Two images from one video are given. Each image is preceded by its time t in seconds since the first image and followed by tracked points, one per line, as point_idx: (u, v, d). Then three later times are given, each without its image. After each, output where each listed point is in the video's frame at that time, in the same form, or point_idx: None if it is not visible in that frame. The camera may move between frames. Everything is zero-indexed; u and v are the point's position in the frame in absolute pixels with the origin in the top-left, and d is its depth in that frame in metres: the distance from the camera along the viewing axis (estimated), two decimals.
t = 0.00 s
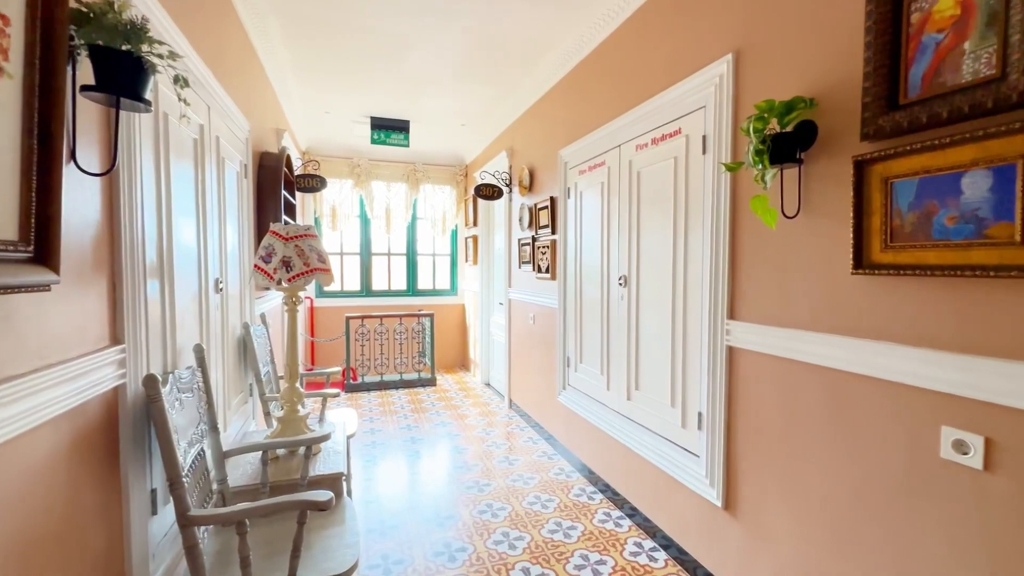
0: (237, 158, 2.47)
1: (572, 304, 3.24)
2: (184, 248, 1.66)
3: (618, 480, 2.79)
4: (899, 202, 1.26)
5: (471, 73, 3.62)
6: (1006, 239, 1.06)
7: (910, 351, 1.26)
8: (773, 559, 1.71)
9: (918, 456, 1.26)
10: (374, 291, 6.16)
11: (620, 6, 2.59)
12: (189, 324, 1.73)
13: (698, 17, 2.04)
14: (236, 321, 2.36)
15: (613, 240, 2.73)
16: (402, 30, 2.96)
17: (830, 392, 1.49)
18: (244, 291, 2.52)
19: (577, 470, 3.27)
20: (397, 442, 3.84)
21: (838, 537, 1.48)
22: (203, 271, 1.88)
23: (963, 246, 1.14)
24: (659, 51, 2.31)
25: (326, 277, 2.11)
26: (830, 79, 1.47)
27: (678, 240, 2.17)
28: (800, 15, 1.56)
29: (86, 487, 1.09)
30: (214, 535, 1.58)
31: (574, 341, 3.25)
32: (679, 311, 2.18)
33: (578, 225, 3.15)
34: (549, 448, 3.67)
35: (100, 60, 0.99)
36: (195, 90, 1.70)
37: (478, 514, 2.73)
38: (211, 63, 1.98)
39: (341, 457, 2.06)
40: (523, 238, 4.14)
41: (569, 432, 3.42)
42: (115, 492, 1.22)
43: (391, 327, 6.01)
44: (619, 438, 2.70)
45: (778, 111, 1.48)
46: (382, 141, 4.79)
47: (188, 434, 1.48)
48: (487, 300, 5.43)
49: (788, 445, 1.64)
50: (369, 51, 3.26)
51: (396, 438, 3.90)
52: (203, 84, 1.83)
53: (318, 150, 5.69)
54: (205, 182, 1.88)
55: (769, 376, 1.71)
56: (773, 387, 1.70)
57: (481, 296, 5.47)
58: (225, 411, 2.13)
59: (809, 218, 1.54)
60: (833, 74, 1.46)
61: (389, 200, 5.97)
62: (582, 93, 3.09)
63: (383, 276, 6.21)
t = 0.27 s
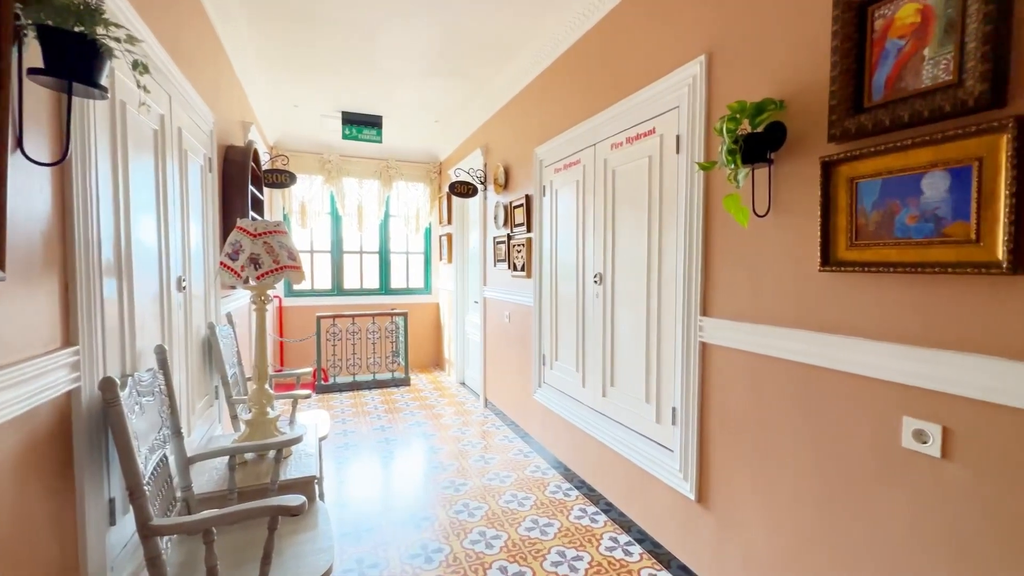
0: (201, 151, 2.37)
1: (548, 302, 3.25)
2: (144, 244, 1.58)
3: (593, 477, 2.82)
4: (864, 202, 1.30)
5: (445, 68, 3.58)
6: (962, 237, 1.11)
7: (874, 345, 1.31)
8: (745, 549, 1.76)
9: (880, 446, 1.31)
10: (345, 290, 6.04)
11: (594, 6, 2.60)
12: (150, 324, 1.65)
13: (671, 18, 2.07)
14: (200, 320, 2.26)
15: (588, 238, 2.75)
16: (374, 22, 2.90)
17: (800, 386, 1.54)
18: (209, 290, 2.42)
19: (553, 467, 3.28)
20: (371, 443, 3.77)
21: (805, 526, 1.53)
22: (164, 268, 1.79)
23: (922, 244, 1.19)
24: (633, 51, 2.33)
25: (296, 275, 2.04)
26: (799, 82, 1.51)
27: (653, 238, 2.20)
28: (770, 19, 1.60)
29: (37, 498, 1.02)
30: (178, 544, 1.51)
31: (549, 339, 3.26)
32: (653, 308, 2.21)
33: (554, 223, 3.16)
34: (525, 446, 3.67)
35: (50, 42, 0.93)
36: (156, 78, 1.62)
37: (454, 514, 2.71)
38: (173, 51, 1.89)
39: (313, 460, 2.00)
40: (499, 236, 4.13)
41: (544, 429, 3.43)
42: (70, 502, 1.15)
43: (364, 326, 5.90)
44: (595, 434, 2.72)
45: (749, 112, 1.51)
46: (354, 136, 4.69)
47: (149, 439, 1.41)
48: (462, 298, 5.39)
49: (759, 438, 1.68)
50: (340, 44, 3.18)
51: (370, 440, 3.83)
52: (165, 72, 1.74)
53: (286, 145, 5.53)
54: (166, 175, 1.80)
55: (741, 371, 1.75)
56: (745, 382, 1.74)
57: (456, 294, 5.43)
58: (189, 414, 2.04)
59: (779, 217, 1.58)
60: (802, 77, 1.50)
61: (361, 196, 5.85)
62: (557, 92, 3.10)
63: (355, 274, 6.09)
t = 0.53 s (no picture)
0: (160, 145, 2.27)
1: (521, 301, 3.26)
2: (96, 240, 1.50)
3: (567, 473, 2.84)
4: (825, 203, 1.36)
5: (417, 64, 3.53)
6: (915, 237, 1.16)
7: (835, 340, 1.36)
8: (713, 540, 1.80)
9: (842, 437, 1.37)
10: (315, 289, 5.89)
11: (567, 5, 2.61)
12: (104, 324, 1.56)
13: (642, 20, 2.10)
14: (160, 321, 2.17)
15: (562, 237, 2.76)
16: (344, 14, 2.83)
17: (765, 381, 1.59)
18: (169, 289, 2.32)
19: (527, 464, 3.29)
20: (342, 445, 3.69)
21: (772, 515, 1.58)
22: (119, 266, 1.70)
23: (879, 243, 1.24)
24: (605, 51, 2.35)
25: (263, 273, 1.98)
26: (765, 86, 1.56)
27: (625, 237, 2.23)
28: (737, 23, 1.64)
29: None
30: (135, 554, 1.44)
31: (523, 337, 3.26)
32: (625, 306, 2.24)
33: (527, 222, 3.17)
34: (499, 444, 3.67)
35: None
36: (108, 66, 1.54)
37: (428, 514, 2.68)
38: (128, 37, 1.80)
39: (281, 463, 1.95)
40: (472, 234, 4.11)
41: (518, 427, 3.43)
42: (16, 514, 1.08)
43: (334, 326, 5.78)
44: (568, 431, 2.74)
45: (718, 114, 1.55)
46: (323, 131, 4.57)
47: (104, 445, 1.34)
48: (435, 297, 5.35)
49: (728, 431, 1.73)
50: (309, 35, 3.09)
51: (340, 441, 3.75)
52: (119, 59, 1.66)
53: (252, 139, 5.35)
54: (122, 168, 1.71)
55: (710, 367, 1.80)
56: (714, 378, 1.78)
57: (429, 293, 5.38)
58: (147, 419, 1.95)
59: (747, 217, 1.63)
60: (768, 81, 1.55)
61: (331, 193, 5.72)
62: (530, 90, 3.10)
63: (324, 272, 5.95)
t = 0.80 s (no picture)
0: (107, 135, 2.15)
1: (490, 299, 3.25)
2: (34, 235, 1.40)
3: (536, 471, 2.85)
4: (782, 204, 1.41)
5: (384, 58, 3.46)
6: (863, 237, 1.22)
7: (791, 336, 1.42)
8: (677, 532, 1.85)
9: (797, 429, 1.43)
10: (278, 288, 5.71)
11: (535, 4, 2.62)
12: (44, 326, 1.47)
13: (609, 22, 2.13)
14: (108, 321, 2.05)
15: (530, 235, 2.77)
16: (307, 4, 2.75)
17: (726, 376, 1.64)
18: (118, 288, 2.20)
19: (496, 463, 3.29)
20: (306, 448, 3.59)
21: (732, 506, 1.63)
22: (62, 264, 1.60)
23: (831, 243, 1.30)
24: (572, 51, 2.37)
25: (220, 272, 1.90)
26: (725, 90, 1.60)
27: (592, 236, 2.25)
28: (700, 28, 1.69)
29: None
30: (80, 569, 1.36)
31: (492, 336, 3.26)
32: (593, 304, 2.27)
33: (496, 220, 3.17)
34: (468, 443, 3.65)
35: None
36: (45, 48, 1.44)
37: (395, 516, 2.64)
38: (70, 20, 1.69)
39: (240, 468, 1.88)
40: (441, 232, 4.07)
41: (488, 426, 3.43)
42: None
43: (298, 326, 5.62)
44: (536, 429, 2.76)
45: (681, 116, 1.59)
46: (286, 125, 4.44)
47: (44, 454, 1.26)
48: (404, 295, 5.27)
49: (691, 426, 1.77)
50: (269, 25, 2.99)
51: (305, 444, 3.65)
52: (59, 43, 1.56)
53: (210, 132, 5.13)
54: (63, 160, 1.61)
55: (674, 364, 1.84)
56: (678, 374, 1.83)
57: (397, 292, 5.31)
58: (94, 425, 1.84)
59: (708, 217, 1.67)
60: (728, 85, 1.60)
61: (295, 189, 5.55)
62: (499, 88, 3.09)
63: (288, 271, 5.77)
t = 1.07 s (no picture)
0: (40, 124, 2.00)
1: (455, 298, 3.23)
2: None
3: (500, 469, 2.85)
4: (734, 204, 1.46)
5: (345, 51, 3.37)
6: (808, 237, 1.28)
7: (742, 332, 1.47)
8: (637, 524, 1.89)
9: (748, 421, 1.48)
10: (234, 287, 5.49)
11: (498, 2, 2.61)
12: None
13: (570, 22, 2.14)
14: (40, 322, 1.91)
15: (494, 233, 2.77)
16: None
17: (683, 372, 1.68)
18: (52, 287, 2.05)
19: (461, 462, 3.28)
20: (264, 452, 3.47)
21: (688, 497, 1.68)
22: None
23: (778, 242, 1.35)
24: (534, 50, 2.38)
25: (165, 270, 1.80)
26: (681, 93, 1.64)
27: (555, 235, 2.27)
28: (657, 32, 1.72)
29: None
30: None
31: (456, 334, 3.24)
32: (555, 302, 2.29)
33: (460, 218, 3.15)
34: (432, 443, 3.62)
35: None
36: None
37: (357, 519, 2.59)
38: None
39: (189, 475, 1.79)
40: (405, 230, 4.01)
41: (452, 425, 3.41)
42: None
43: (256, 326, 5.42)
44: (500, 427, 2.76)
45: (639, 117, 1.62)
46: (241, 118, 4.27)
47: None
48: (367, 294, 5.17)
49: (650, 421, 1.81)
50: (221, 11, 2.85)
51: (262, 448, 3.53)
52: None
53: (159, 122, 4.87)
54: None
55: (634, 360, 1.88)
56: (637, 370, 1.86)
57: (360, 290, 5.20)
58: (25, 434, 1.72)
59: (666, 217, 1.71)
60: (684, 88, 1.64)
61: (252, 184, 5.34)
62: (463, 85, 3.07)
63: (245, 269, 5.55)
